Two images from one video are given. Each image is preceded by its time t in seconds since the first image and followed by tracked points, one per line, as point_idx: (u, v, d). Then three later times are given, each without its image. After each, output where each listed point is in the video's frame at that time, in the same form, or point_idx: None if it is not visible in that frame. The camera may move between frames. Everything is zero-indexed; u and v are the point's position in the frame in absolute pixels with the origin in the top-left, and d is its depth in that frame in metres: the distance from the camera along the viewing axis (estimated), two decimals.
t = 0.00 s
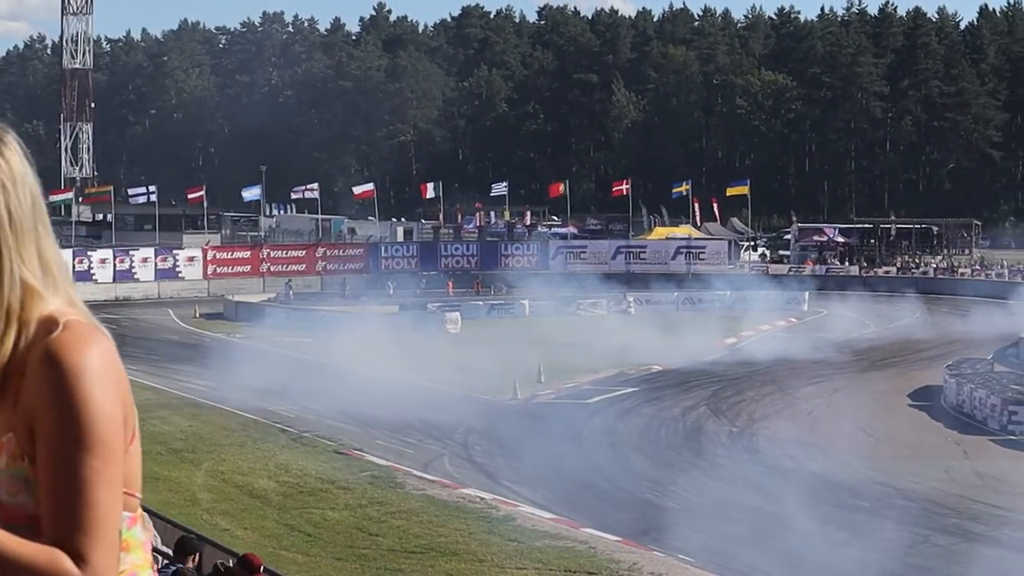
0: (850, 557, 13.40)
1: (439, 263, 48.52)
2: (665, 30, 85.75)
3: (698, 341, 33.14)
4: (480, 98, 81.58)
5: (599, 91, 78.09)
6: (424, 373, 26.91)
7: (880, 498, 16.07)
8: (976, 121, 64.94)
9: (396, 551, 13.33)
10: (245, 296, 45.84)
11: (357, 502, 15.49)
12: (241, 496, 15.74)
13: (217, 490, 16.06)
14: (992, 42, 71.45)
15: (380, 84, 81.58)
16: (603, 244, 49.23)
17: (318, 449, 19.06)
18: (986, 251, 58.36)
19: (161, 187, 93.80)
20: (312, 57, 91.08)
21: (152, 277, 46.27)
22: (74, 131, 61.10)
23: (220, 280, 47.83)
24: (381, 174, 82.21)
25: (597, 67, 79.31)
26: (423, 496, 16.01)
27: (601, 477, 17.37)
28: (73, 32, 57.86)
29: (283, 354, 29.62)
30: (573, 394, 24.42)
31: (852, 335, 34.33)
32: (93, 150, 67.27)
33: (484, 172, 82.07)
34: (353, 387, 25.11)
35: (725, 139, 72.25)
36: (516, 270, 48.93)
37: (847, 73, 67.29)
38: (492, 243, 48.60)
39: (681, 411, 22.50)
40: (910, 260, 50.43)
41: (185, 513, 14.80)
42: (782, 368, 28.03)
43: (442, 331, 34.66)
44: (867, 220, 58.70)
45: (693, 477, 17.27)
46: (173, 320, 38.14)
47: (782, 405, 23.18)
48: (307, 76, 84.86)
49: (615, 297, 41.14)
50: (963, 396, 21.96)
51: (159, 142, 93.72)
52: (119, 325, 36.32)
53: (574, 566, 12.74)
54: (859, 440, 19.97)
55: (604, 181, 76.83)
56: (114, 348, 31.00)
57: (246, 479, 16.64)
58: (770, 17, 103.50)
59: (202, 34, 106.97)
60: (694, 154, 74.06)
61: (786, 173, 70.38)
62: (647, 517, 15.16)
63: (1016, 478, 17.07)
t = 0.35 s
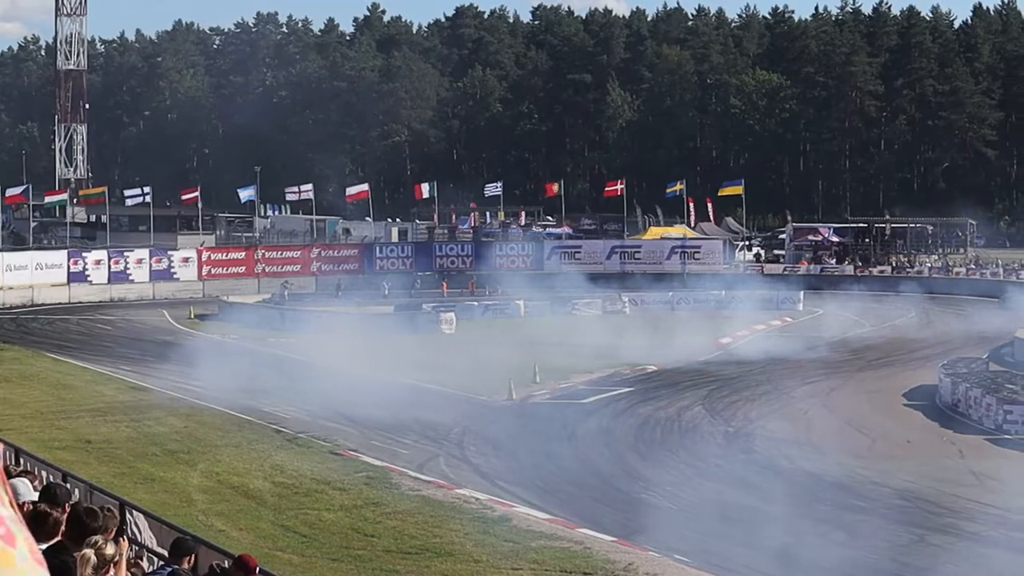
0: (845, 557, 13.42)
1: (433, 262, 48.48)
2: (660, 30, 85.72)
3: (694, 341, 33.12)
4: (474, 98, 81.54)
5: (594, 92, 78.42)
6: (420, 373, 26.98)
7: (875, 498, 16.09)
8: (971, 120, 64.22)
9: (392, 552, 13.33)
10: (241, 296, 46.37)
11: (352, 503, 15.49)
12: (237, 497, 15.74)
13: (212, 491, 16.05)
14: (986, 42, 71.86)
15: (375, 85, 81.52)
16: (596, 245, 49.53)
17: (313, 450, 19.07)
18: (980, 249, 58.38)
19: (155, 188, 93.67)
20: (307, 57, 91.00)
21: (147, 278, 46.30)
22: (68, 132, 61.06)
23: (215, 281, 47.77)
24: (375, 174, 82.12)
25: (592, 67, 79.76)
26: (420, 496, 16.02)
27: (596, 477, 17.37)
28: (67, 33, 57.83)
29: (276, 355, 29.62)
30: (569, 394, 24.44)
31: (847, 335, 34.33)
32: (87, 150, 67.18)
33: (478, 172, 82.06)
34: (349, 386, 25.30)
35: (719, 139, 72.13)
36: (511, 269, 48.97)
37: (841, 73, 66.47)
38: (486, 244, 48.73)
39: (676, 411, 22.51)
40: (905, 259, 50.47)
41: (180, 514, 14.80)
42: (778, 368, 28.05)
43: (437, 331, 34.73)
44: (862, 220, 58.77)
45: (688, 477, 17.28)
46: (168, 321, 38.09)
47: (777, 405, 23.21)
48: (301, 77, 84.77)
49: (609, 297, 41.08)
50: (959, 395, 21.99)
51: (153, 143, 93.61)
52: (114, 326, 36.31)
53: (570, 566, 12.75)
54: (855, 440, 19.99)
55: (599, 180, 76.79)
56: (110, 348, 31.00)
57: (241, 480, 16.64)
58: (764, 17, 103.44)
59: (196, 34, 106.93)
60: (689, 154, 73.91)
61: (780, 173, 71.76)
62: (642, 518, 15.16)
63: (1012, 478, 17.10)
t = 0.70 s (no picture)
0: (843, 557, 13.42)
1: (432, 263, 48.53)
2: (659, 30, 85.62)
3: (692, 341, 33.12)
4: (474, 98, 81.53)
5: (594, 91, 77.76)
6: (417, 373, 26.97)
7: (874, 498, 16.09)
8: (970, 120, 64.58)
9: (390, 552, 13.34)
10: (239, 296, 46.38)
11: (350, 503, 15.49)
12: (235, 497, 15.74)
13: (211, 491, 16.05)
14: (985, 42, 71.46)
15: (374, 84, 81.46)
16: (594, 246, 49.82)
17: (312, 449, 19.06)
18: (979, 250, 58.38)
19: (153, 188, 93.54)
20: (305, 57, 90.92)
21: (145, 277, 46.25)
22: (67, 131, 61.05)
23: (214, 280, 47.61)
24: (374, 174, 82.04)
25: (590, 67, 78.66)
26: (418, 496, 16.02)
27: (595, 477, 17.38)
28: (66, 32, 57.78)
29: (273, 355, 29.58)
30: (567, 394, 24.41)
31: (845, 335, 34.30)
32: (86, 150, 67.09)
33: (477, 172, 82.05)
34: (348, 385, 25.36)
35: (718, 140, 71.90)
36: (510, 269, 48.95)
37: (840, 73, 66.78)
38: (485, 243, 48.73)
39: (675, 411, 22.51)
40: (903, 259, 50.46)
41: (179, 514, 14.79)
42: (776, 368, 28.05)
43: (436, 331, 35.01)
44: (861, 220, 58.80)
45: (687, 478, 17.28)
46: (166, 321, 37.99)
47: (775, 405, 23.22)
48: (300, 77, 84.69)
49: (608, 297, 41.14)
50: (957, 396, 22.00)
51: (152, 143, 93.51)
52: (113, 326, 36.28)
53: (568, 566, 12.76)
54: (853, 439, 20.01)
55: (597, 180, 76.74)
56: (108, 348, 30.94)
57: (239, 480, 16.64)
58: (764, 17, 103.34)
59: (195, 34, 106.92)
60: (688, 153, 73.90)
61: (778, 173, 71.51)
62: (641, 518, 15.16)
63: (1010, 478, 17.12)
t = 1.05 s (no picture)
0: (846, 558, 13.40)
1: (432, 263, 48.55)
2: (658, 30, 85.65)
3: (691, 342, 33.15)
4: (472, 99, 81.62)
5: (592, 91, 77.76)
6: (417, 373, 27.00)
7: (873, 498, 16.10)
8: (968, 121, 64.48)
9: (388, 552, 13.34)
10: (238, 296, 46.39)
11: (348, 503, 15.50)
12: (233, 497, 15.74)
13: (209, 491, 16.06)
14: (983, 42, 71.51)
15: (372, 84, 81.42)
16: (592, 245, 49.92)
17: (310, 449, 19.07)
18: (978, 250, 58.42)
19: (152, 188, 93.45)
20: (304, 57, 90.91)
21: (144, 278, 46.23)
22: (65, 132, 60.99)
23: (212, 280, 47.49)
24: (373, 174, 81.97)
25: (590, 67, 79.06)
26: (416, 496, 16.02)
27: (593, 478, 17.38)
28: (65, 33, 57.76)
29: (272, 355, 29.60)
30: (567, 394, 24.42)
31: (844, 336, 34.28)
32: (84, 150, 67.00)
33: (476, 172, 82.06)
34: (347, 385, 25.42)
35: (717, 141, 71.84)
36: (509, 270, 48.93)
37: (839, 73, 66.78)
38: (484, 244, 48.70)
39: (674, 411, 22.52)
40: (902, 259, 50.49)
41: (178, 514, 14.80)
42: (775, 368, 28.10)
43: (435, 331, 34.91)
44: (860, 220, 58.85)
45: (686, 478, 17.27)
46: (165, 321, 37.98)
47: (775, 405, 23.22)
48: (299, 77, 84.61)
49: (607, 297, 41.23)
50: (956, 396, 21.99)
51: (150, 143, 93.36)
52: (112, 326, 36.27)
53: (567, 566, 12.77)
54: (852, 440, 20.03)
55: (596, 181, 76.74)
56: (106, 349, 30.87)
57: (237, 480, 16.64)
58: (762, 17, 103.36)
59: (193, 34, 106.88)
60: (686, 154, 73.88)
61: (777, 173, 71.55)
62: (640, 518, 15.17)
63: (1009, 479, 17.12)
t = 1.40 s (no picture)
0: (847, 559, 13.42)
1: (432, 265, 48.29)
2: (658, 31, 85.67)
3: (692, 342, 33.16)
4: (472, 99, 81.66)
5: (593, 92, 78.15)
6: (417, 374, 27.01)
7: (873, 499, 16.10)
8: (969, 121, 64.73)
9: (388, 553, 13.34)
10: (237, 297, 46.39)
11: (349, 504, 15.50)
12: (234, 497, 15.74)
13: (209, 491, 16.07)
14: (984, 43, 71.20)
15: (373, 85, 81.40)
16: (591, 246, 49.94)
17: (311, 450, 19.09)
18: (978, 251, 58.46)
19: (152, 189, 93.39)
20: (304, 58, 90.94)
21: (144, 278, 46.22)
22: (66, 132, 60.97)
23: (213, 281, 47.48)
24: (373, 175, 81.94)
25: (590, 68, 79.52)
26: (416, 497, 16.01)
27: (593, 478, 17.41)
28: (65, 34, 57.81)
29: (272, 356, 29.63)
30: (567, 395, 24.44)
31: (845, 337, 34.23)
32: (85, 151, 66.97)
33: (477, 174, 82.11)
34: (346, 385, 25.46)
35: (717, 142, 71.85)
36: (511, 269, 49.23)
37: (840, 74, 66.50)
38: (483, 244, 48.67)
39: (674, 412, 22.51)
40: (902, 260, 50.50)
41: (178, 515, 14.80)
42: (775, 369, 28.10)
43: (435, 332, 34.82)
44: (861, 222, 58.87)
45: (686, 479, 17.28)
46: (166, 322, 37.97)
47: (775, 406, 23.23)
48: (299, 78, 84.61)
49: (607, 298, 41.31)
50: (956, 397, 22.00)
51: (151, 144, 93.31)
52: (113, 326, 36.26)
53: (567, 567, 12.78)
54: (851, 441, 20.03)
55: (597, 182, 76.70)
56: (106, 350, 30.83)
57: (238, 481, 16.65)
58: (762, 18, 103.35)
59: (194, 35, 106.89)
60: (687, 154, 73.86)
61: (778, 173, 71.58)
62: (640, 519, 15.18)
63: (1008, 479, 17.13)
